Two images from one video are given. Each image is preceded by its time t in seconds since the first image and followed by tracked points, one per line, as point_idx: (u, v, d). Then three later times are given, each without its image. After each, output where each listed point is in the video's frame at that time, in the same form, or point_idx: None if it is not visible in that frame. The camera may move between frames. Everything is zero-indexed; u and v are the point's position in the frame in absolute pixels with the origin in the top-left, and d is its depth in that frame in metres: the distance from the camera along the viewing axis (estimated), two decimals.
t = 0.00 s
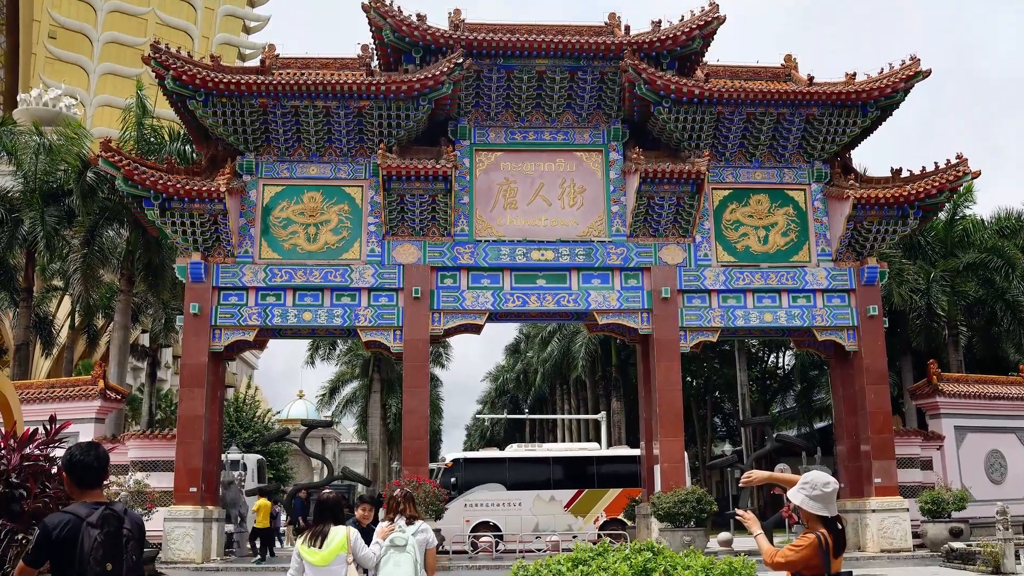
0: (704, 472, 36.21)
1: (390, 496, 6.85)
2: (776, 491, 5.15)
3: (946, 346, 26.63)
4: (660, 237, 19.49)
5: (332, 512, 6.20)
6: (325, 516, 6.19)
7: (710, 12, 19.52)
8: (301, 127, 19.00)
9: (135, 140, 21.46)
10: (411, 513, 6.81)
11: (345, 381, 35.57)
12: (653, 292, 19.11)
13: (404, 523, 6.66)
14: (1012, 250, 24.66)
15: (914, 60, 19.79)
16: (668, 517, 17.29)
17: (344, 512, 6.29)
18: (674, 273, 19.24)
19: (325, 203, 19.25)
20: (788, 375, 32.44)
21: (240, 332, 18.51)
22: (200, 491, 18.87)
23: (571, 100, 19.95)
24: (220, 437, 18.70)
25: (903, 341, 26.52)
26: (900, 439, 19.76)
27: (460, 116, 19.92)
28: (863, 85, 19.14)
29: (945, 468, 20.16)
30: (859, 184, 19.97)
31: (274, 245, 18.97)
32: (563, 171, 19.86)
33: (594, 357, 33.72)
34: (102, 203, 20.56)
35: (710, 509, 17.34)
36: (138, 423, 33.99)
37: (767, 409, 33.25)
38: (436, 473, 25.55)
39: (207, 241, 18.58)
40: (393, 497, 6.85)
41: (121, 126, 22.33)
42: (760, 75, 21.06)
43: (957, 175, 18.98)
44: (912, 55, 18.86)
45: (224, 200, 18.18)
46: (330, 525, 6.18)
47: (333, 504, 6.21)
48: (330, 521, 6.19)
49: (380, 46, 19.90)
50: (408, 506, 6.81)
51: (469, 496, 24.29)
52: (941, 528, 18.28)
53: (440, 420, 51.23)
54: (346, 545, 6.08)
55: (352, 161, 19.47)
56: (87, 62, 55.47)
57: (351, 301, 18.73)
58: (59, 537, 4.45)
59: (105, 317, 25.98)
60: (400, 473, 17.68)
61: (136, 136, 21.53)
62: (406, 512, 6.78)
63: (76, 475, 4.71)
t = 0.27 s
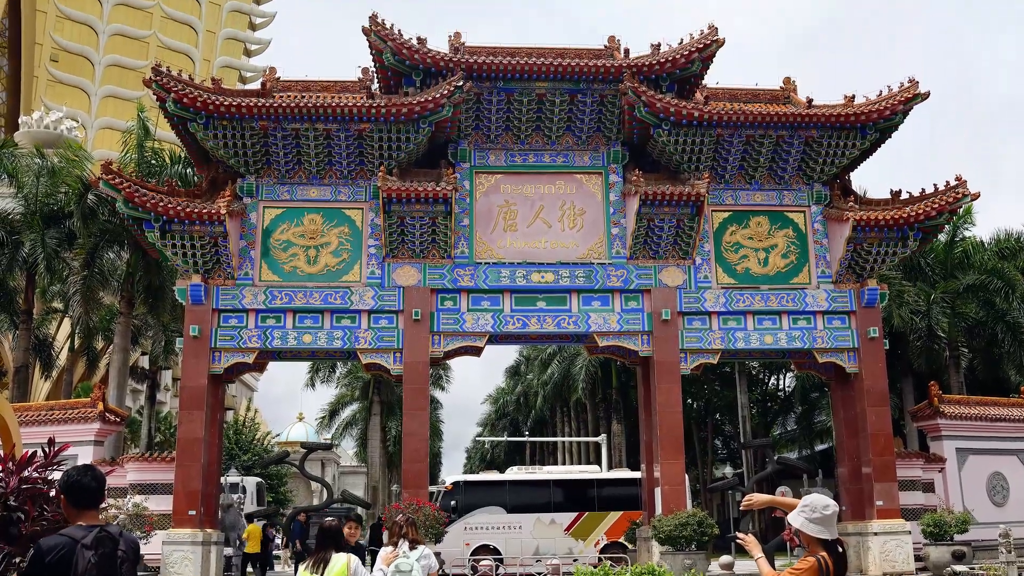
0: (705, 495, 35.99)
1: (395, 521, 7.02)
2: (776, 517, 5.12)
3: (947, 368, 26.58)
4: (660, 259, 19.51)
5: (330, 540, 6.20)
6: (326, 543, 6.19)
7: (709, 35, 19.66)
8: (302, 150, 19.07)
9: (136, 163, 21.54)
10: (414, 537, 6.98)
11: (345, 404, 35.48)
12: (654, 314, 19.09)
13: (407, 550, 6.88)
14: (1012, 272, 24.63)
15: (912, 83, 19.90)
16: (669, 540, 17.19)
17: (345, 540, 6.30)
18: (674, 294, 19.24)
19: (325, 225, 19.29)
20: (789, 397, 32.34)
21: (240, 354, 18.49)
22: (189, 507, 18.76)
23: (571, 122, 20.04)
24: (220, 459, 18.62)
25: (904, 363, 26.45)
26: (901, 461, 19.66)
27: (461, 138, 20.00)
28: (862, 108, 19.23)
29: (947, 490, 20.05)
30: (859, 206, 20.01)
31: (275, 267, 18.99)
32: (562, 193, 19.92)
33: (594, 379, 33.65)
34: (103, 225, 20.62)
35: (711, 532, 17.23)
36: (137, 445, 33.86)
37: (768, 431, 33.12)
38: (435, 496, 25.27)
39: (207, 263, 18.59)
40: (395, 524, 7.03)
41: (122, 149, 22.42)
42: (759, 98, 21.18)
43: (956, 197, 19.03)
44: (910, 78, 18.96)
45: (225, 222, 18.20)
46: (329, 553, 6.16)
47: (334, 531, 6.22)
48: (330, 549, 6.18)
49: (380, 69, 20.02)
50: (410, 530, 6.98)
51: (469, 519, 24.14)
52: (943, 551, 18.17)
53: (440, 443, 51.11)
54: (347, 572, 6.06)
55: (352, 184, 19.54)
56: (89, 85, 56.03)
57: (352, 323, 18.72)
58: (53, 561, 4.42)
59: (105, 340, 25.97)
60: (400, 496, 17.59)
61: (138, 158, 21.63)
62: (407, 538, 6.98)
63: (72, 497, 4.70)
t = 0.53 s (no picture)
0: (706, 519, 35.81)
1: (396, 545, 7.21)
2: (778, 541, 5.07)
3: (948, 391, 26.51)
4: (660, 281, 19.52)
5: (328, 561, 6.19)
6: (324, 565, 6.17)
7: (708, 59, 19.79)
8: (302, 173, 19.13)
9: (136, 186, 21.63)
10: (415, 559, 7.05)
11: (345, 426, 35.35)
12: (654, 337, 19.08)
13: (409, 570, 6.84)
14: (1013, 294, 24.55)
15: (911, 106, 19.99)
16: (670, 564, 17.07)
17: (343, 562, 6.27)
18: (674, 317, 19.23)
19: (326, 248, 19.33)
20: (790, 420, 32.23)
21: (240, 377, 18.46)
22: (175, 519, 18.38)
23: (571, 146, 20.13)
24: (219, 482, 18.55)
25: (904, 385, 26.40)
26: (903, 485, 19.53)
27: (461, 161, 20.09)
28: (861, 131, 19.32)
29: (949, 513, 19.94)
30: (858, 228, 20.04)
31: (275, 290, 19.01)
32: (562, 216, 19.97)
33: (595, 402, 33.55)
34: (103, 248, 20.69)
35: (713, 556, 17.11)
36: (136, 468, 33.80)
37: (768, 454, 32.98)
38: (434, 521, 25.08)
39: (207, 286, 18.60)
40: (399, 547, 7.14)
41: (122, 171, 22.55)
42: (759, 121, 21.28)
43: (955, 220, 19.06)
44: (909, 101, 19.06)
45: (225, 245, 18.24)
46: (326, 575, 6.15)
47: (330, 552, 6.19)
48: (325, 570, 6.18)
49: (381, 93, 20.12)
50: (412, 552, 7.08)
51: (469, 543, 23.98)
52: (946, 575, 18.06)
53: (440, 465, 50.95)
54: None
55: (352, 207, 19.60)
56: (90, 108, 56.41)
57: (352, 346, 18.71)
58: None
59: (104, 362, 25.97)
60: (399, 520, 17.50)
61: (138, 181, 21.72)
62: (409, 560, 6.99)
63: (60, 519, 4.70)
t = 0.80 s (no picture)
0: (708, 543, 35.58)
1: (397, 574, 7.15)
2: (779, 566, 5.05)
3: (949, 414, 26.43)
4: (661, 304, 19.52)
5: None
6: None
7: (707, 83, 19.92)
8: (303, 196, 19.20)
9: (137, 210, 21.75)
10: None
11: (345, 450, 35.19)
12: (655, 360, 19.04)
13: None
14: (1013, 316, 24.47)
15: (910, 129, 20.09)
16: None
17: None
18: (675, 340, 19.21)
19: (326, 271, 19.36)
20: (790, 443, 32.07)
21: (239, 401, 18.42)
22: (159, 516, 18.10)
23: (571, 169, 20.20)
24: (218, 506, 18.46)
25: (905, 409, 26.34)
26: (905, 509, 19.48)
27: (461, 185, 20.16)
28: (860, 154, 19.41)
29: (951, 537, 19.80)
30: (858, 251, 20.06)
31: (275, 313, 19.03)
32: (563, 239, 20.01)
33: (595, 425, 33.44)
34: (103, 271, 20.75)
35: None
36: (135, 492, 33.66)
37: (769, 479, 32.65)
38: (438, 544, 25.14)
39: (207, 309, 18.61)
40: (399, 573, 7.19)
41: (122, 194, 22.68)
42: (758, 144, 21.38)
43: (955, 242, 19.07)
44: (907, 125, 19.15)
45: (225, 268, 18.27)
46: None
47: None
48: None
49: (381, 117, 20.23)
50: None
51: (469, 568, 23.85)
52: None
53: (440, 490, 50.79)
54: None
55: (353, 230, 19.66)
56: (91, 131, 56.73)
57: (351, 370, 18.69)
58: None
59: (104, 386, 25.96)
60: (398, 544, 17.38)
61: (139, 205, 21.81)
62: None
63: (49, 542, 4.71)
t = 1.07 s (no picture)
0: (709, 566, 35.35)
1: None
2: None
3: (950, 435, 26.43)
4: (661, 325, 19.51)
5: None
6: None
7: (707, 104, 20.02)
8: (303, 218, 19.26)
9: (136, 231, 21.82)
10: None
11: (345, 471, 35.07)
12: (655, 381, 19.01)
13: None
14: (1014, 338, 24.42)
15: (909, 151, 20.16)
16: None
17: None
18: (675, 361, 19.18)
19: (326, 293, 19.39)
20: (791, 465, 31.83)
21: (239, 422, 18.39)
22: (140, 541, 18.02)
23: (571, 191, 20.27)
24: (217, 529, 18.38)
25: (907, 430, 26.25)
26: (907, 530, 19.52)
27: (461, 206, 20.22)
28: (860, 176, 19.47)
29: (954, 559, 19.67)
30: (859, 272, 20.07)
31: (275, 335, 19.03)
32: (563, 260, 20.05)
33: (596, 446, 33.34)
34: (104, 292, 20.81)
35: None
36: (134, 514, 33.55)
37: (770, 501, 32.49)
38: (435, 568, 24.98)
39: (207, 330, 18.61)
40: None
41: (122, 216, 22.78)
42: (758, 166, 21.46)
43: (955, 263, 19.07)
44: (907, 146, 19.22)
45: (225, 289, 18.30)
46: None
47: None
48: None
49: (382, 138, 20.33)
50: None
51: None
52: None
53: (440, 511, 50.63)
54: None
55: (353, 251, 19.70)
56: (92, 153, 57.73)
57: (352, 391, 18.66)
58: None
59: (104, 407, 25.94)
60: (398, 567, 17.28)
61: (139, 226, 21.88)
62: None
63: (42, 563, 4.71)
